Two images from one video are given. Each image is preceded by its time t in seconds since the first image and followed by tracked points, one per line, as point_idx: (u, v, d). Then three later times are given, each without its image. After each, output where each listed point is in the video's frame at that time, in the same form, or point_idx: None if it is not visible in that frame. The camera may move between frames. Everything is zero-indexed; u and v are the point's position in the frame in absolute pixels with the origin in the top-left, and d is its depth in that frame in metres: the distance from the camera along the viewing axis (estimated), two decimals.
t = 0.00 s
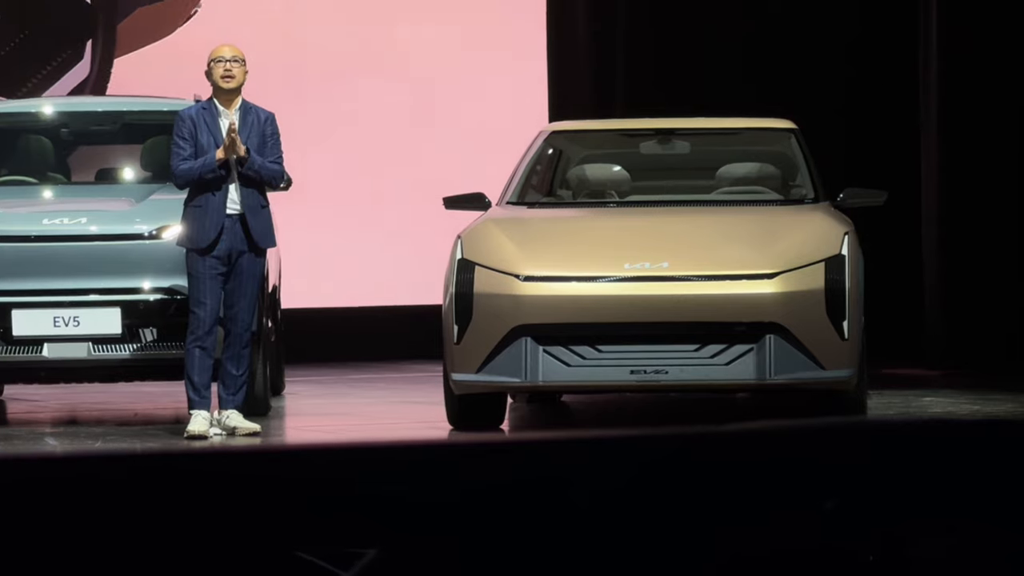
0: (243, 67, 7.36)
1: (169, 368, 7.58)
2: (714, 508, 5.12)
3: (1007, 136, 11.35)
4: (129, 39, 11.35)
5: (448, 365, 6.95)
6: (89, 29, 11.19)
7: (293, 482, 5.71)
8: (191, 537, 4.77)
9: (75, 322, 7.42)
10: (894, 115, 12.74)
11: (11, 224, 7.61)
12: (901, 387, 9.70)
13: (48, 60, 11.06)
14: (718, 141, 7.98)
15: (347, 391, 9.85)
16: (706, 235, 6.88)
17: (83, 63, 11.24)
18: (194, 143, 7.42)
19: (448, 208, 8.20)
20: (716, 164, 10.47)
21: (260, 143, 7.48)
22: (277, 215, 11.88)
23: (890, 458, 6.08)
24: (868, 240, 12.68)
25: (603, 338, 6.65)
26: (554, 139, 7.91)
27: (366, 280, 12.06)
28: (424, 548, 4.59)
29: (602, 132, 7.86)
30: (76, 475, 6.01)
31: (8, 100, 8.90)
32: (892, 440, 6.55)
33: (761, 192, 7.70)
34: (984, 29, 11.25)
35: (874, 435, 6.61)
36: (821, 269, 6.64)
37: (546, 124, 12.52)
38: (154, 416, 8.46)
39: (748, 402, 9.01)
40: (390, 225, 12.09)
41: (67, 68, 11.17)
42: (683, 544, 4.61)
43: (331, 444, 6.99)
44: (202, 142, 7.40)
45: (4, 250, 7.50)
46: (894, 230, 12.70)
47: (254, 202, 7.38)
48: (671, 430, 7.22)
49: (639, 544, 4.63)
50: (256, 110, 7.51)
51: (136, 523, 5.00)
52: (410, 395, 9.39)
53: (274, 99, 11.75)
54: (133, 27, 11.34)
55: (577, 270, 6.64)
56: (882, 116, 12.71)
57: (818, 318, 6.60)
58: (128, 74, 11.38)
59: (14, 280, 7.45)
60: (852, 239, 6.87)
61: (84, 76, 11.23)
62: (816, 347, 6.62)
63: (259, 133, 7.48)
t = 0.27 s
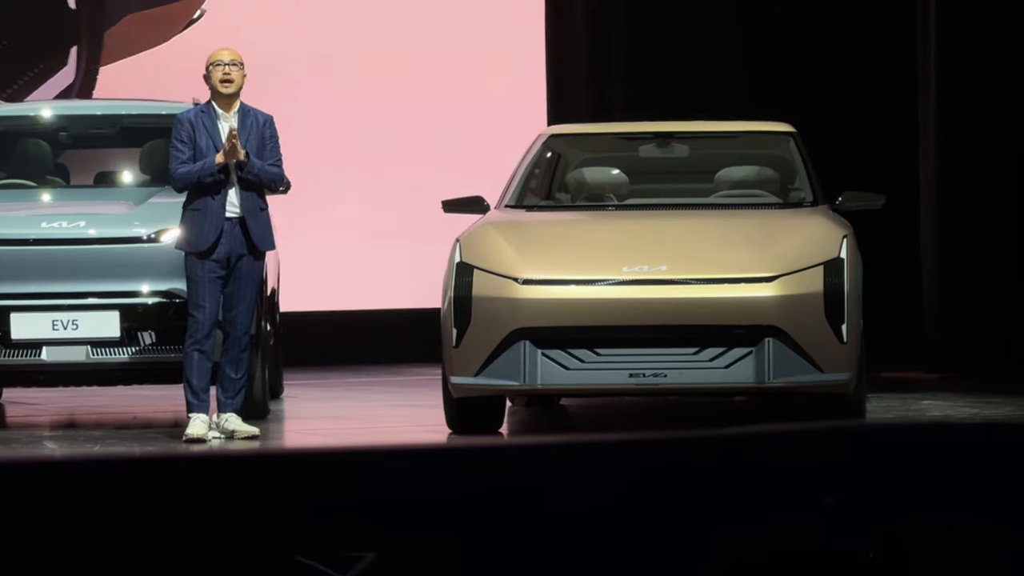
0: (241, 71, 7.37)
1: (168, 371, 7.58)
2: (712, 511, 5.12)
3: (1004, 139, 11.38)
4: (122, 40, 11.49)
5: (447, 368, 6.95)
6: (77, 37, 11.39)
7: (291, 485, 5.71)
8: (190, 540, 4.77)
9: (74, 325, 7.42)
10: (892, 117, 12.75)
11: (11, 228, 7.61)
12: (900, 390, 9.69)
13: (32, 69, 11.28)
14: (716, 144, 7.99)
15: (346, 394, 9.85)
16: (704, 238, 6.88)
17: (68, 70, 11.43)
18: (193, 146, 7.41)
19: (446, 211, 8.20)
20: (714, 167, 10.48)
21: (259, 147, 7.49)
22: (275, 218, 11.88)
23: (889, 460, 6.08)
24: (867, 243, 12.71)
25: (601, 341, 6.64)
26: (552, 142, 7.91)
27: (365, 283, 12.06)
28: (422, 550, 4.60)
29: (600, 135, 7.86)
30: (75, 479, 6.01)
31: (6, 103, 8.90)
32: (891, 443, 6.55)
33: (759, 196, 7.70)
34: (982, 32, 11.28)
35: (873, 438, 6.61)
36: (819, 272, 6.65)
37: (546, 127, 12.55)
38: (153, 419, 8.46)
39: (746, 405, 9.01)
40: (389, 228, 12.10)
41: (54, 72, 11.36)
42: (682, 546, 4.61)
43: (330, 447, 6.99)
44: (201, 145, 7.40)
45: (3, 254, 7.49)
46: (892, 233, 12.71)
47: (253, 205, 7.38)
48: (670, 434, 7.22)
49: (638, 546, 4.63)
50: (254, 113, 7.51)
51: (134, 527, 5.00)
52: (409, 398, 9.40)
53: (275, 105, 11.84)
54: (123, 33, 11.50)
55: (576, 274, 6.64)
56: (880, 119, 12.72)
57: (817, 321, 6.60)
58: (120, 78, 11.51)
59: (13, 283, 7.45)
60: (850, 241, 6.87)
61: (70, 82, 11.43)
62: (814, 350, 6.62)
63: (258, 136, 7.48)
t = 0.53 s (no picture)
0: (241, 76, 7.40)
1: (166, 375, 7.57)
2: (710, 516, 5.11)
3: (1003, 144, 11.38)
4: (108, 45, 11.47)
5: (445, 373, 6.95)
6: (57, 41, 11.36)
7: (289, 491, 5.71)
8: (188, 545, 4.76)
9: (72, 329, 7.42)
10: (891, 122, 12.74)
11: (9, 232, 7.60)
12: (898, 395, 9.69)
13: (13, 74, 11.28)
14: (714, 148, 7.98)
15: (344, 399, 9.84)
16: (703, 242, 6.88)
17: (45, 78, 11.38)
18: (191, 151, 7.41)
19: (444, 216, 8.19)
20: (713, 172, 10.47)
21: (258, 151, 7.48)
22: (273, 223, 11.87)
23: (888, 465, 6.07)
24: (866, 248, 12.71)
25: (600, 346, 6.64)
26: (550, 146, 7.91)
27: (363, 288, 12.05)
28: (419, 556, 4.59)
29: (598, 140, 7.86)
30: (74, 484, 6.00)
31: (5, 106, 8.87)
32: (889, 448, 6.55)
33: (757, 200, 7.70)
34: (981, 37, 11.28)
35: (871, 443, 6.60)
36: (818, 277, 6.64)
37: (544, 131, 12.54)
38: (151, 424, 8.45)
39: (744, 409, 9.00)
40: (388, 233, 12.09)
41: (33, 77, 11.33)
42: (680, 553, 4.60)
43: (328, 453, 6.98)
44: (199, 150, 7.39)
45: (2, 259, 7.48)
46: (890, 238, 12.70)
47: (253, 209, 7.39)
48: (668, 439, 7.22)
49: (636, 552, 4.62)
50: (253, 117, 7.51)
51: (132, 532, 4.99)
52: (408, 402, 9.40)
53: (274, 110, 11.83)
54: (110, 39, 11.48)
55: (574, 278, 6.64)
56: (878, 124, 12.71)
57: (816, 326, 6.60)
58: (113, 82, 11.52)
59: (12, 288, 7.45)
60: (849, 246, 6.87)
61: (49, 88, 11.40)
62: (813, 355, 6.62)
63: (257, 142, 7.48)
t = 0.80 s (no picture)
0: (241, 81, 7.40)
1: (165, 380, 7.57)
2: (709, 521, 5.11)
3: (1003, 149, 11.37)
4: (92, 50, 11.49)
5: (443, 377, 6.95)
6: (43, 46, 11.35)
7: (288, 496, 5.70)
8: (186, 550, 4.76)
9: (71, 334, 7.42)
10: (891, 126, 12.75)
11: (9, 236, 7.60)
12: (897, 399, 9.69)
13: None
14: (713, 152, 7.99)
15: (343, 403, 9.84)
16: (701, 247, 6.88)
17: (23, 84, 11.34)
18: (189, 155, 7.41)
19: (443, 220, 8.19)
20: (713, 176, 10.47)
21: (258, 156, 7.48)
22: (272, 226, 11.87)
23: (886, 470, 6.07)
24: (864, 252, 12.72)
25: (598, 350, 6.64)
26: (549, 151, 7.91)
27: (362, 292, 12.05)
28: (417, 560, 4.58)
29: (597, 144, 7.86)
30: (72, 489, 6.00)
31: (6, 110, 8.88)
32: (888, 453, 6.55)
33: (757, 205, 7.70)
34: (981, 43, 11.28)
35: (870, 448, 6.60)
36: (817, 281, 6.65)
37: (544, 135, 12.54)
38: (150, 428, 8.45)
39: (743, 414, 9.00)
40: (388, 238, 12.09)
41: (12, 83, 11.29)
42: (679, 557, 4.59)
43: (327, 457, 6.98)
44: (197, 154, 7.39)
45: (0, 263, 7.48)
46: (889, 242, 12.70)
47: (255, 213, 7.38)
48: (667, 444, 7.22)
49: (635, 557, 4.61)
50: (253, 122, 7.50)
51: (130, 537, 4.99)
52: (406, 407, 9.39)
53: (273, 114, 11.83)
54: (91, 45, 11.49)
55: (572, 283, 6.64)
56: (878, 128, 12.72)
57: (814, 331, 6.60)
58: (104, 88, 11.54)
59: (11, 292, 7.45)
60: (848, 250, 6.87)
61: (27, 94, 11.37)
62: (812, 359, 6.62)
63: (257, 147, 7.48)
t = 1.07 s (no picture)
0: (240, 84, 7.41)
1: (165, 385, 7.57)
2: (708, 527, 5.10)
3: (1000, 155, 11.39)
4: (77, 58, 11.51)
5: (442, 382, 6.95)
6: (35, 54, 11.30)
7: (286, 502, 5.69)
8: (186, 556, 4.75)
9: (70, 339, 7.41)
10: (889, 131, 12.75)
11: (8, 242, 7.61)
12: (895, 405, 9.69)
13: None
14: (712, 157, 7.99)
15: (342, 408, 9.84)
16: (701, 252, 6.88)
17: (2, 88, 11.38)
18: (188, 160, 7.39)
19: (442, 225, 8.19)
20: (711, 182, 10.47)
21: (257, 161, 7.49)
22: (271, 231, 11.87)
23: (884, 476, 6.07)
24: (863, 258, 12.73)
25: (597, 355, 6.64)
26: (548, 156, 7.91)
27: (360, 298, 12.05)
28: (415, 566, 4.57)
29: (596, 150, 7.87)
30: (72, 495, 5.99)
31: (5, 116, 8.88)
32: (887, 458, 6.55)
33: (756, 210, 7.70)
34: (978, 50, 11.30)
35: (869, 454, 6.60)
36: (816, 286, 6.65)
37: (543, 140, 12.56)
38: (149, 433, 8.45)
39: (743, 419, 9.00)
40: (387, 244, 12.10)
41: None
42: (676, 564, 4.58)
43: (326, 463, 6.97)
44: (197, 159, 7.37)
45: None
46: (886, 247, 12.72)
47: (254, 220, 7.41)
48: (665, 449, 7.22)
49: (632, 564, 4.60)
50: (252, 128, 7.51)
51: (130, 543, 4.98)
52: (406, 411, 9.39)
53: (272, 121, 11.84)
54: (75, 52, 11.52)
55: (571, 287, 6.64)
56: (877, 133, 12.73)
57: (814, 335, 6.60)
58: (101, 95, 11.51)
59: (10, 296, 7.45)
60: (847, 255, 6.87)
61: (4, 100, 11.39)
62: (811, 364, 6.62)
63: (256, 152, 7.49)
